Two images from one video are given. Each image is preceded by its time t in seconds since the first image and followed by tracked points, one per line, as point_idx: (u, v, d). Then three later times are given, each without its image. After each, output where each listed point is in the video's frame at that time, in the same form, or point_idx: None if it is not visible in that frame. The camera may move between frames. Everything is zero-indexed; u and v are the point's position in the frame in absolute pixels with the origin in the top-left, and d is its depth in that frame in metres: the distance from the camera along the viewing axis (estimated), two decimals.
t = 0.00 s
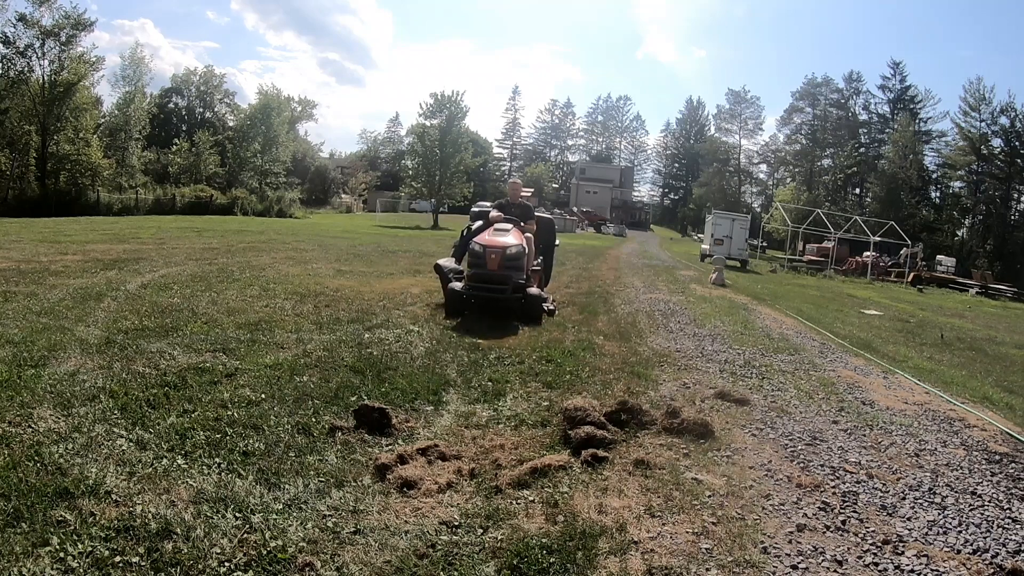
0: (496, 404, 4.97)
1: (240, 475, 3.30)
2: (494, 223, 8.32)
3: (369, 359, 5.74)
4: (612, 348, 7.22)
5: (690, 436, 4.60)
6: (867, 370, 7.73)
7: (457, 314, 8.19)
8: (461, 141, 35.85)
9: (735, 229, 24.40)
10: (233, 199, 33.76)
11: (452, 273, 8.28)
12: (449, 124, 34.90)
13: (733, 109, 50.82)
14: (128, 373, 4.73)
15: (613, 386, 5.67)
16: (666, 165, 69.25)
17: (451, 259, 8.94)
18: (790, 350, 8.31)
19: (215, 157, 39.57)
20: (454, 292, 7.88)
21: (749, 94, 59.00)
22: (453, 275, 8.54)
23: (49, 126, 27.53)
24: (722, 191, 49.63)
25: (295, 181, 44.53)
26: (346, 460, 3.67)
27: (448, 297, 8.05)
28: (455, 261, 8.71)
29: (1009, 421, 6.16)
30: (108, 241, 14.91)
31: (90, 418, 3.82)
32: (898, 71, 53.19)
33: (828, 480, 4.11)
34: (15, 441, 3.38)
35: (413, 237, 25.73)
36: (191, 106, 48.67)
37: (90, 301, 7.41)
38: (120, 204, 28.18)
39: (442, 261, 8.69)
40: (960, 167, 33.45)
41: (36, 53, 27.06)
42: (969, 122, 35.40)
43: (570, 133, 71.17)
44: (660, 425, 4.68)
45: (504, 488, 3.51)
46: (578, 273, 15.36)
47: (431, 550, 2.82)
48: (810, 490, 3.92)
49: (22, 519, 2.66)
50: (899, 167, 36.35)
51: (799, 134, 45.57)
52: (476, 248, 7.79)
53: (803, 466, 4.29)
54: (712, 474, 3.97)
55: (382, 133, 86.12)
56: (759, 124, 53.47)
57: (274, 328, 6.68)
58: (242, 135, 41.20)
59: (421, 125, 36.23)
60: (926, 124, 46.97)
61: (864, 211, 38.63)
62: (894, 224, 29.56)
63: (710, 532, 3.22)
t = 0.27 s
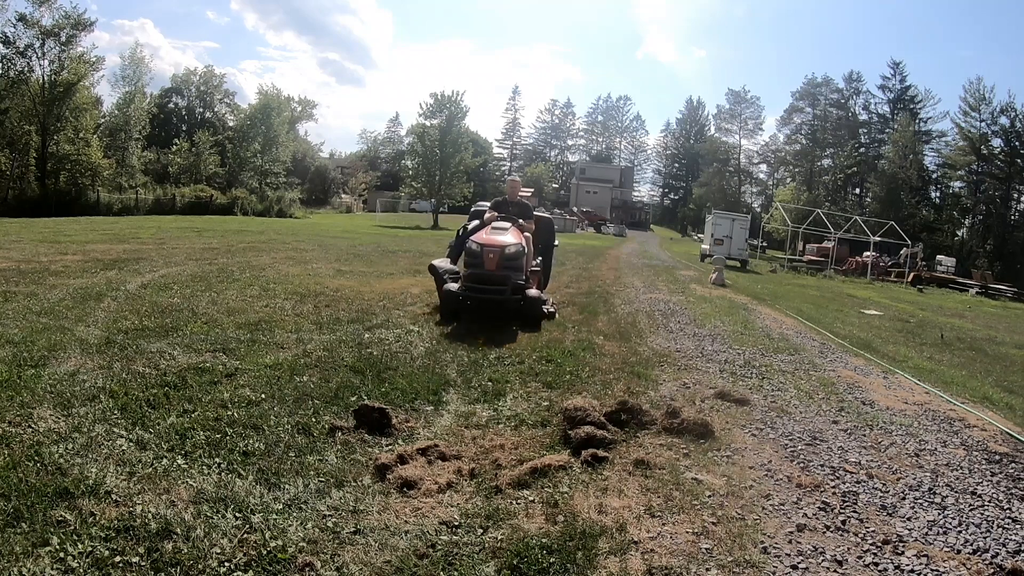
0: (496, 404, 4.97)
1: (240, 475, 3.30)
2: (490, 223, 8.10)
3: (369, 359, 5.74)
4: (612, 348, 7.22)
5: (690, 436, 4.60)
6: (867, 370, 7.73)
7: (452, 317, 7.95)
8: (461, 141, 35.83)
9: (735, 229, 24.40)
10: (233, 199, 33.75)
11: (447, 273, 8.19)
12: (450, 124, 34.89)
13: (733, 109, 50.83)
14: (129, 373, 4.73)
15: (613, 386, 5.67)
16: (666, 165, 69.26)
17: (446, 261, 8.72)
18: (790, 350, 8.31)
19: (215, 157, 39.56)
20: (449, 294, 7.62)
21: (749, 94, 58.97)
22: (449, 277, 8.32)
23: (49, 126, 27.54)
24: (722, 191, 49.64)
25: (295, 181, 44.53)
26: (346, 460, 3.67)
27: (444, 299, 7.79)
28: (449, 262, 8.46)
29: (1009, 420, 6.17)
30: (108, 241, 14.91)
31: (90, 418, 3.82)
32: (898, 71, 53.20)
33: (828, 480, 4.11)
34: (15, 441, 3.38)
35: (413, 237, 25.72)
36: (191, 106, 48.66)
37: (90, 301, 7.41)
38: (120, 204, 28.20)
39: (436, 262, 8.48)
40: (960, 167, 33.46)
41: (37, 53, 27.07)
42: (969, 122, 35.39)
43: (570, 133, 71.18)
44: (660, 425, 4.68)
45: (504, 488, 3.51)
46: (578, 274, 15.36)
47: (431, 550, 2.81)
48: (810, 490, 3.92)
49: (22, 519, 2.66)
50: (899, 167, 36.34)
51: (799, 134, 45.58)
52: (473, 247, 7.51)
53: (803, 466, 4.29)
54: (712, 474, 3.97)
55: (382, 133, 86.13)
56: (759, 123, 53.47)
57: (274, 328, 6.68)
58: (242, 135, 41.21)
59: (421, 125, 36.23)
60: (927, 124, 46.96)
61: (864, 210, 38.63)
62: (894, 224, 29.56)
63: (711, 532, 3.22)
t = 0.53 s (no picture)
0: (496, 404, 4.97)
1: (240, 475, 3.30)
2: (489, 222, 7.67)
3: (368, 359, 5.75)
4: (612, 348, 7.23)
5: (690, 436, 4.59)
6: (867, 370, 7.72)
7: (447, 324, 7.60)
8: (461, 141, 35.82)
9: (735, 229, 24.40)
10: (233, 199, 33.75)
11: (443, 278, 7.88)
12: (449, 124, 34.88)
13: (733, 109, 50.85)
14: (129, 373, 4.73)
15: (613, 386, 5.67)
16: (666, 165, 69.27)
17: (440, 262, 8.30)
18: (790, 350, 8.31)
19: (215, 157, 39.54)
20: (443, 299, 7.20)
21: (749, 94, 59.04)
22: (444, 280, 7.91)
23: (49, 126, 27.53)
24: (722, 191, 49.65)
25: (295, 181, 44.54)
26: (345, 460, 3.67)
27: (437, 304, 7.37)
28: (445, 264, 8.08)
29: (1009, 421, 6.17)
30: (108, 241, 14.91)
31: (90, 418, 3.82)
32: (898, 71, 53.23)
33: (828, 480, 4.11)
34: (15, 441, 3.38)
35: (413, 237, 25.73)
36: (191, 106, 48.66)
37: (90, 301, 7.41)
38: (120, 204, 28.21)
39: (430, 264, 8.05)
40: (960, 167, 33.46)
41: (36, 53, 27.07)
42: (969, 122, 35.37)
43: (570, 133, 71.19)
44: (660, 425, 4.68)
45: (504, 488, 3.51)
46: (577, 274, 15.36)
47: (431, 550, 2.81)
48: (810, 490, 3.92)
49: (22, 519, 2.66)
50: (899, 167, 36.39)
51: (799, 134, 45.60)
52: (469, 249, 7.06)
53: (803, 466, 4.29)
54: (712, 474, 3.97)
55: (382, 133, 86.13)
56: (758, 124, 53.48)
57: (273, 328, 6.68)
58: (242, 135, 41.22)
59: (421, 125, 36.22)
60: (927, 124, 46.99)
61: (864, 210, 38.65)
62: (894, 224, 29.57)
63: (710, 532, 3.22)
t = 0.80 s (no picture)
0: (497, 404, 4.97)
1: (240, 475, 3.30)
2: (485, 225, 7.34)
3: (369, 359, 5.75)
4: (612, 348, 7.23)
5: (690, 436, 4.60)
6: (867, 370, 7.73)
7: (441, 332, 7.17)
8: (461, 141, 35.82)
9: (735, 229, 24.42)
10: (233, 199, 33.75)
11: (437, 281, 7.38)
12: (450, 124, 34.89)
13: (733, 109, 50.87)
14: (129, 373, 4.74)
15: (613, 386, 5.67)
16: (666, 165, 69.30)
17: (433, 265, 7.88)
18: (790, 350, 8.31)
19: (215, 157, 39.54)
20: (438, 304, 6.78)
21: (749, 94, 59.06)
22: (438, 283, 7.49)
23: (49, 126, 27.54)
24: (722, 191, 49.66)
25: (295, 181, 44.56)
26: (346, 460, 3.67)
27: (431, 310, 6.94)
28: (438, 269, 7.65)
29: (1009, 421, 6.18)
30: (108, 241, 14.92)
31: (90, 418, 3.82)
32: (898, 71, 53.26)
33: (828, 480, 4.11)
34: (15, 441, 3.38)
35: (412, 237, 25.73)
36: (191, 106, 48.68)
37: (90, 301, 7.41)
38: (120, 204, 28.23)
39: (422, 267, 7.62)
40: (960, 167, 33.47)
41: (37, 53, 27.08)
42: (969, 122, 35.36)
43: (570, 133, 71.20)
44: (660, 425, 4.69)
45: (504, 488, 3.51)
46: (577, 274, 15.37)
47: (431, 550, 2.81)
48: (810, 490, 3.92)
49: (22, 519, 2.66)
50: (899, 167, 36.40)
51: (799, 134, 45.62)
52: (466, 252, 6.72)
53: (803, 466, 4.29)
54: (712, 475, 3.97)
55: (382, 133, 86.17)
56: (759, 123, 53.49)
57: (273, 328, 6.68)
58: (242, 135, 41.23)
59: (421, 125, 36.24)
60: (927, 124, 47.01)
61: (864, 210, 38.67)
62: (894, 224, 29.57)
63: (710, 532, 3.22)
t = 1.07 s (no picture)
0: (496, 404, 4.97)
1: (240, 475, 3.31)
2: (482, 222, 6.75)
3: (368, 359, 5.75)
4: (612, 348, 7.23)
5: (690, 436, 4.60)
6: (867, 370, 7.73)
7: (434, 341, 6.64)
8: (461, 141, 35.84)
9: (735, 229, 24.42)
10: (233, 199, 33.74)
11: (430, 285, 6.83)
12: (450, 123, 34.90)
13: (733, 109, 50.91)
14: (129, 373, 4.74)
15: (613, 386, 5.68)
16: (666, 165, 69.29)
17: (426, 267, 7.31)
18: (790, 350, 8.31)
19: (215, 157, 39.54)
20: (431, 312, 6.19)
21: (749, 94, 59.10)
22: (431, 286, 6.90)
23: (49, 126, 27.55)
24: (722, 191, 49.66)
25: (295, 181, 44.57)
26: (345, 460, 3.67)
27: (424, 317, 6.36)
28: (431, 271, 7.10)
29: (1008, 420, 6.18)
30: (109, 241, 14.93)
31: (90, 417, 3.82)
32: (898, 71, 53.30)
33: (828, 480, 4.11)
34: (15, 441, 3.38)
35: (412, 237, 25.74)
36: (191, 106, 48.70)
37: (90, 301, 7.42)
38: (120, 204, 28.26)
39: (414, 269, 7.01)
40: (960, 167, 33.47)
41: (37, 53, 27.09)
42: (969, 122, 35.36)
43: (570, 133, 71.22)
44: (660, 425, 4.69)
45: (504, 488, 3.51)
46: (577, 274, 15.37)
47: (431, 550, 2.81)
48: (810, 490, 3.92)
49: (22, 519, 2.66)
50: (899, 167, 36.43)
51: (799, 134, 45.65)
52: (461, 252, 6.14)
53: (803, 466, 4.29)
54: (713, 474, 3.97)
55: (382, 133, 86.17)
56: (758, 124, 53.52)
57: (273, 329, 6.69)
58: (242, 135, 41.24)
59: (421, 125, 36.25)
60: (926, 125, 47.04)
61: (864, 210, 38.71)
62: (894, 224, 29.58)
63: (711, 532, 3.22)
